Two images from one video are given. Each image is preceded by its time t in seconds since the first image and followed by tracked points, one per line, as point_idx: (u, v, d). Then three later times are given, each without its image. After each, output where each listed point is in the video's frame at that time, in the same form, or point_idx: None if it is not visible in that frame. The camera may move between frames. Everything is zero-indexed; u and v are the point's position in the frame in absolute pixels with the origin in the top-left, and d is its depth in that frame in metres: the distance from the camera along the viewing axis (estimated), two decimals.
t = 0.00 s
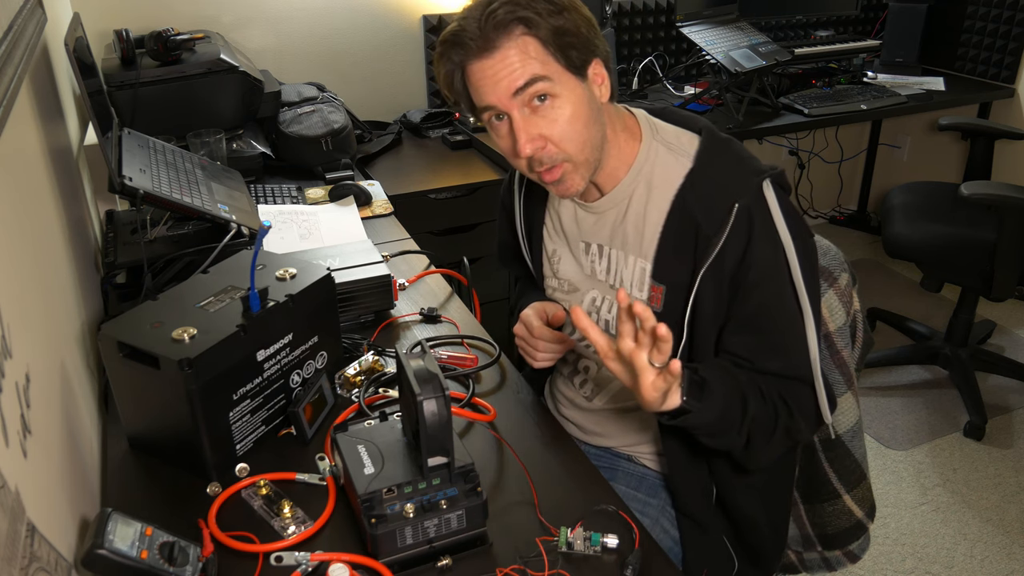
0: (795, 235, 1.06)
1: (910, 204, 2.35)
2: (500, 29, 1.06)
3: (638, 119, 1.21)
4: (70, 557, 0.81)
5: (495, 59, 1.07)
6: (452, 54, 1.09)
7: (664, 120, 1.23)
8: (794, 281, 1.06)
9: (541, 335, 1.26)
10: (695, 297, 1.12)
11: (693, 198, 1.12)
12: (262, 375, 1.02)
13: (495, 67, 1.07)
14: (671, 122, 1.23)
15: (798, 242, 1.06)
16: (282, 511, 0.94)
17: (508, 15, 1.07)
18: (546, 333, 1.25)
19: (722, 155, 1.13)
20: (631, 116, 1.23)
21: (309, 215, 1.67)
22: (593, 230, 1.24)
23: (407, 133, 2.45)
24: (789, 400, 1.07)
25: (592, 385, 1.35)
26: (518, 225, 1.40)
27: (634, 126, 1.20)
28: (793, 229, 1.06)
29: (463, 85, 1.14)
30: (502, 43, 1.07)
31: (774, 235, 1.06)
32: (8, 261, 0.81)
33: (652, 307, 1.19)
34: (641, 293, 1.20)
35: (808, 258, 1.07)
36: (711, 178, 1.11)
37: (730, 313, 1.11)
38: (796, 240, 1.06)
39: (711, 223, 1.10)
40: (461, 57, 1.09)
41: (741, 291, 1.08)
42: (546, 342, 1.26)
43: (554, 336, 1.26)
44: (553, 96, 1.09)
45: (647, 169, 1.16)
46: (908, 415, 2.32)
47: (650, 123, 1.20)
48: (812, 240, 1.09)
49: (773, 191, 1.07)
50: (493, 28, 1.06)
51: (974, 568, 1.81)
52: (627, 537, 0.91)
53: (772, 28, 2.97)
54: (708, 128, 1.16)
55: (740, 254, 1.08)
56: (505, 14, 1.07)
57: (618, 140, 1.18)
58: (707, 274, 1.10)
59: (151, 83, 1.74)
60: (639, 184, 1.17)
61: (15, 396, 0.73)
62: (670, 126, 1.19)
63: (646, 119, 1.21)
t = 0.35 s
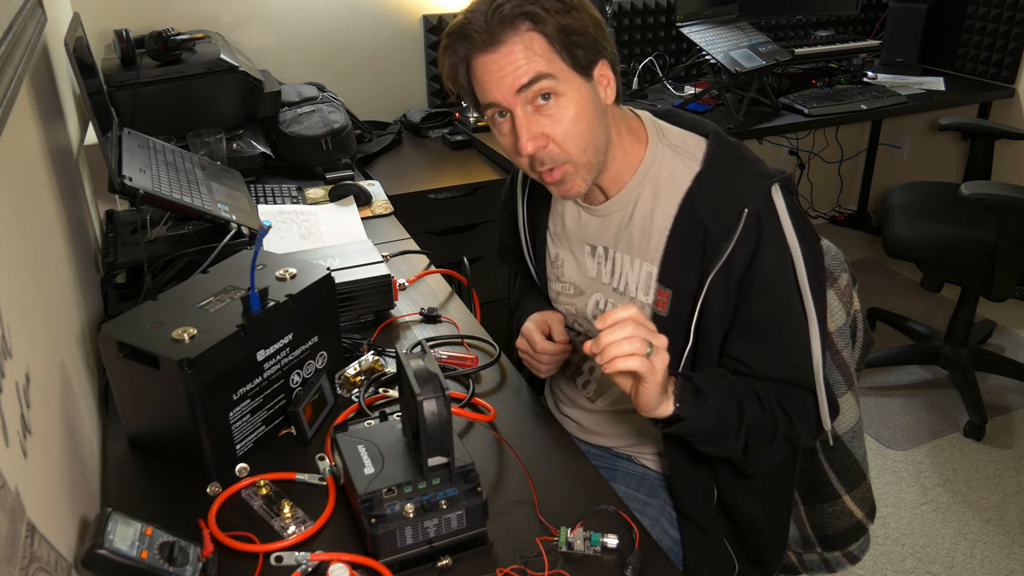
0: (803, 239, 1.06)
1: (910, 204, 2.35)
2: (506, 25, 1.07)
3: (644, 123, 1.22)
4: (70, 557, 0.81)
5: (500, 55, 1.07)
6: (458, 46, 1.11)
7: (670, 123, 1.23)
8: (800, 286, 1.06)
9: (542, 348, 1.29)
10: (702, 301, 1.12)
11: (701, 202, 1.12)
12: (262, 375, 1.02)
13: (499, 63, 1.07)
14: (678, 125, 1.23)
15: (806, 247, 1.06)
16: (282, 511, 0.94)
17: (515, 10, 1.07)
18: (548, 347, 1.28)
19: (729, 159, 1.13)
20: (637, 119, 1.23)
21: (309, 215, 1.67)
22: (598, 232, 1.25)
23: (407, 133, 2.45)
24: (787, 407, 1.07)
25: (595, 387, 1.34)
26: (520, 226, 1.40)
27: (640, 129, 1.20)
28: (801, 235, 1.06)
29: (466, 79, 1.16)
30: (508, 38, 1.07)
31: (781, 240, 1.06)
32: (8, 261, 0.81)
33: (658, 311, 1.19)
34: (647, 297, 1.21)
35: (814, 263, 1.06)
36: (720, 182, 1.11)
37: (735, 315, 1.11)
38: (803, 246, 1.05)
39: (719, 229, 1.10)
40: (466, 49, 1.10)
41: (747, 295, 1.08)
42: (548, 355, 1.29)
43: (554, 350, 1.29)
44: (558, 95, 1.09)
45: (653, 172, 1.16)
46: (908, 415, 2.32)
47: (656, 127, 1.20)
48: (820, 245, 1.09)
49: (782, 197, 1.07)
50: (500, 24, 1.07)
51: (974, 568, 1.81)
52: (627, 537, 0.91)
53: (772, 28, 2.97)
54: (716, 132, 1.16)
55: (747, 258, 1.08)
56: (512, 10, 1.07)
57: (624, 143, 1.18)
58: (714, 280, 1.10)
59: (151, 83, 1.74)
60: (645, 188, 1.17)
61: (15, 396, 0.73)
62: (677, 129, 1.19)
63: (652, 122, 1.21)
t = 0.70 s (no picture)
0: (806, 244, 1.07)
1: (910, 204, 2.35)
2: (506, 27, 1.07)
3: (646, 125, 1.22)
4: (70, 557, 0.81)
5: (501, 58, 1.07)
6: (458, 51, 1.11)
7: (673, 126, 1.23)
8: (802, 291, 1.06)
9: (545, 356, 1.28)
10: (705, 303, 1.12)
11: (704, 206, 1.12)
12: (262, 375, 1.02)
13: (501, 66, 1.07)
14: (681, 128, 1.23)
15: (808, 252, 1.06)
16: (282, 511, 0.94)
17: (514, 12, 1.07)
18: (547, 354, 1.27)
19: (733, 162, 1.13)
20: (640, 122, 1.23)
21: (309, 215, 1.67)
22: (600, 235, 1.24)
23: (407, 133, 2.45)
24: (788, 405, 1.08)
25: (597, 388, 1.34)
26: (523, 228, 1.40)
27: (642, 132, 1.20)
28: (804, 239, 1.06)
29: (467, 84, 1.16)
30: (508, 41, 1.07)
31: (784, 244, 1.07)
32: (8, 261, 0.81)
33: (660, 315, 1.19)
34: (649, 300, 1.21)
35: (818, 268, 1.06)
36: (722, 186, 1.11)
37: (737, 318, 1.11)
38: (806, 251, 1.06)
39: (722, 234, 1.10)
40: (467, 55, 1.10)
41: (749, 299, 1.08)
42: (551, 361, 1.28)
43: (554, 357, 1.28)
44: (560, 95, 1.09)
45: (656, 175, 1.16)
46: (908, 415, 2.32)
47: (658, 130, 1.20)
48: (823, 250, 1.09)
49: (785, 203, 1.07)
50: (500, 27, 1.07)
51: (974, 568, 1.81)
52: (627, 537, 0.91)
53: (772, 28, 2.97)
54: (719, 135, 1.16)
55: (750, 262, 1.08)
56: (512, 12, 1.07)
57: (626, 145, 1.18)
58: (717, 285, 1.10)
59: (151, 83, 1.74)
60: (647, 191, 1.17)
61: (16, 396, 0.73)
62: (680, 133, 1.19)
63: (654, 125, 1.21)
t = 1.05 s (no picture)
0: (802, 242, 1.06)
1: (910, 204, 2.35)
2: (495, 34, 1.06)
3: (643, 124, 1.22)
4: (70, 557, 0.81)
5: (490, 64, 1.06)
6: (448, 57, 1.10)
7: (670, 126, 1.24)
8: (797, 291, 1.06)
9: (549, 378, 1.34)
10: (703, 302, 1.12)
11: (699, 205, 1.12)
12: (262, 375, 1.02)
13: (489, 72, 1.07)
14: (680, 128, 1.23)
15: (804, 250, 1.05)
16: (282, 511, 0.94)
17: (503, 18, 1.06)
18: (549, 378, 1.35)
19: (730, 162, 1.13)
20: (637, 121, 1.23)
21: (309, 215, 1.67)
22: (599, 234, 1.25)
23: (407, 133, 2.45)
24: (777, 414, 1.08)
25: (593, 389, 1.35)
26: (524, 229, 1.41)
27: (639, 132, 1.20)
28: (800, 237, 1.06)
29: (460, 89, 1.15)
30: (496, 47, 1.06)
31: (779, 242, 1.06)
32: (8, 261, 0.81)
33: (656, 314, 1.19)
34: (647, 299, 1.22)
35: (812, 268, 1.05)
36: (718, 185, 1.11)
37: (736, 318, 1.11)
38: (802, 250, 1.05)
39: (717, 234, 1.09)
40: (458, 60, 1.10)
41: (745, 297, 1.08)
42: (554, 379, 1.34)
43: (559, 369, 1.34)
44: (549, 102, 1.08)
45: (653, 175, 1.17)
46: (908, 415, 2.32)
47: (655, 129, 1.20)
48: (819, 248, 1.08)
49: (780, 200, 1.07)
50: (488, 33, 1.06)
51: (974, 568, 1.81)
52: (627, 537, 0.91)
53: (772, 28, 2.97)
54: (716, 134, 1.16)
55: (745, 261, 1.08)
56: (501, 18, 1.06)
57: (623, 145, 1.18)
58: (714, 284, 1.10)
59: (150, 83, 1.74)
60: (644, 190, 1.18)
61: (15, 396, 0.73)
62: (677, 132, 1.20)
63: (651, 125, 1.21)
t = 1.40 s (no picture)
0: (801, 245, 1.06)
1: (910, 204, 2.35)
2: (487, 44, 1.05)
3: (645, 124, 1.22)
4: (70, 557, 0.81)
5: (483, 73, 1.06)
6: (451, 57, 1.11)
7: (673, 126, 1.24)
8: (795, 294, 1.06)
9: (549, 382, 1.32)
10: (703, 302, 1.12)
11: (700, 205, 1.12)
12: (262, 375, 1.02)
13: (482, 81, 1.07)
14: (682, 129, 1.23)
15: (803, 254, 1.05)
16: (282, 511, 0.94)
17: (495, 28, 1.05)
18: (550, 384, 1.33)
19: (731, 163, 1.13)
20: (639, 120, 1.22)
21: (309, 215, 1.67)
22: (600, 233, 1.25)
23: (407, 133, 2.45)
24: (770, 415, 1.09)
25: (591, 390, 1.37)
26: (525, 229, 1.41)
27: (641, 132, 1.20)
28: (799, 239, 1.06)
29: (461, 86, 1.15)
30: (489, 54, 1.05)
31: (779, 245, 1.06)
32: (8, 261, 0.81)
33: (655, 314, 1.19)
34: (646, 299, 1.21)
35: (811, 270, 1.05)
36: (718, 186, 1.11)
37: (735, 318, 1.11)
38: (801, 253, 1.05)
39: (719, 234, 1.09)
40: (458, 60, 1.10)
41: (744, 297, 1.08)
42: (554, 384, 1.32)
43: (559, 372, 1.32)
44: (540, 112, 1.07)
45: (654, 175, 1.17)
46: (908, 415, 2.32)
47: (657, 130, 1.20)
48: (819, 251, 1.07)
49: (782, 204, 1.06)
50: (481, 42, 1.05)
51: (974, 568, 1.81)
52: (627, 537, 0.91)
53: (772, 28, 2.97)
54: (718, 135, 1.16)
55: (744, 261, 1.07)
56: (494, 27, 1.05)
57: (624, 146, 1.18)
58: (715, 284, 1.10)
59: (150, 83, 1.74)
60: (645, 191, 1.18)
61: (16, 396, 0.73)
62: (679, 133, 1.19)
63: (654, 125, 1.21)
